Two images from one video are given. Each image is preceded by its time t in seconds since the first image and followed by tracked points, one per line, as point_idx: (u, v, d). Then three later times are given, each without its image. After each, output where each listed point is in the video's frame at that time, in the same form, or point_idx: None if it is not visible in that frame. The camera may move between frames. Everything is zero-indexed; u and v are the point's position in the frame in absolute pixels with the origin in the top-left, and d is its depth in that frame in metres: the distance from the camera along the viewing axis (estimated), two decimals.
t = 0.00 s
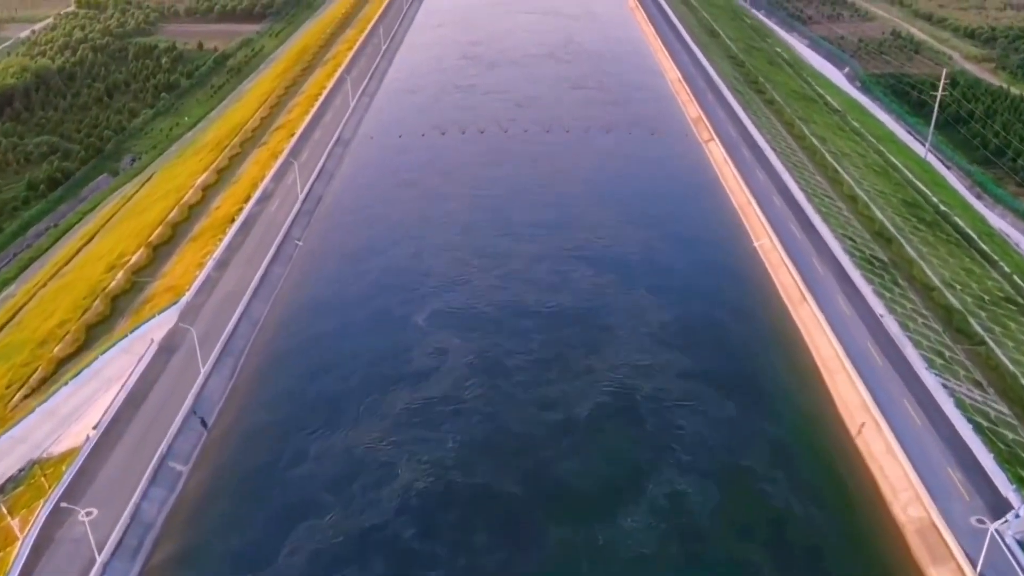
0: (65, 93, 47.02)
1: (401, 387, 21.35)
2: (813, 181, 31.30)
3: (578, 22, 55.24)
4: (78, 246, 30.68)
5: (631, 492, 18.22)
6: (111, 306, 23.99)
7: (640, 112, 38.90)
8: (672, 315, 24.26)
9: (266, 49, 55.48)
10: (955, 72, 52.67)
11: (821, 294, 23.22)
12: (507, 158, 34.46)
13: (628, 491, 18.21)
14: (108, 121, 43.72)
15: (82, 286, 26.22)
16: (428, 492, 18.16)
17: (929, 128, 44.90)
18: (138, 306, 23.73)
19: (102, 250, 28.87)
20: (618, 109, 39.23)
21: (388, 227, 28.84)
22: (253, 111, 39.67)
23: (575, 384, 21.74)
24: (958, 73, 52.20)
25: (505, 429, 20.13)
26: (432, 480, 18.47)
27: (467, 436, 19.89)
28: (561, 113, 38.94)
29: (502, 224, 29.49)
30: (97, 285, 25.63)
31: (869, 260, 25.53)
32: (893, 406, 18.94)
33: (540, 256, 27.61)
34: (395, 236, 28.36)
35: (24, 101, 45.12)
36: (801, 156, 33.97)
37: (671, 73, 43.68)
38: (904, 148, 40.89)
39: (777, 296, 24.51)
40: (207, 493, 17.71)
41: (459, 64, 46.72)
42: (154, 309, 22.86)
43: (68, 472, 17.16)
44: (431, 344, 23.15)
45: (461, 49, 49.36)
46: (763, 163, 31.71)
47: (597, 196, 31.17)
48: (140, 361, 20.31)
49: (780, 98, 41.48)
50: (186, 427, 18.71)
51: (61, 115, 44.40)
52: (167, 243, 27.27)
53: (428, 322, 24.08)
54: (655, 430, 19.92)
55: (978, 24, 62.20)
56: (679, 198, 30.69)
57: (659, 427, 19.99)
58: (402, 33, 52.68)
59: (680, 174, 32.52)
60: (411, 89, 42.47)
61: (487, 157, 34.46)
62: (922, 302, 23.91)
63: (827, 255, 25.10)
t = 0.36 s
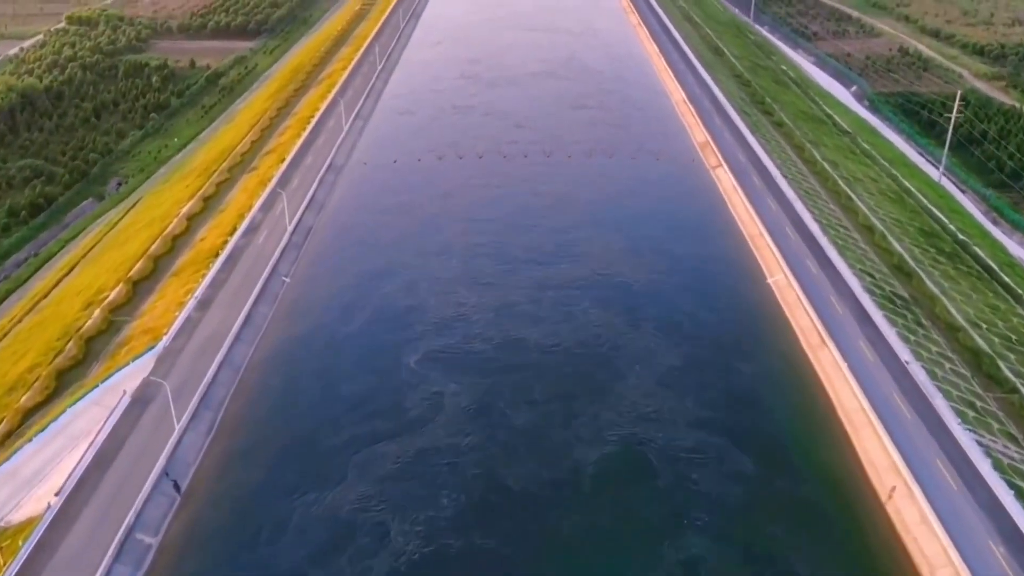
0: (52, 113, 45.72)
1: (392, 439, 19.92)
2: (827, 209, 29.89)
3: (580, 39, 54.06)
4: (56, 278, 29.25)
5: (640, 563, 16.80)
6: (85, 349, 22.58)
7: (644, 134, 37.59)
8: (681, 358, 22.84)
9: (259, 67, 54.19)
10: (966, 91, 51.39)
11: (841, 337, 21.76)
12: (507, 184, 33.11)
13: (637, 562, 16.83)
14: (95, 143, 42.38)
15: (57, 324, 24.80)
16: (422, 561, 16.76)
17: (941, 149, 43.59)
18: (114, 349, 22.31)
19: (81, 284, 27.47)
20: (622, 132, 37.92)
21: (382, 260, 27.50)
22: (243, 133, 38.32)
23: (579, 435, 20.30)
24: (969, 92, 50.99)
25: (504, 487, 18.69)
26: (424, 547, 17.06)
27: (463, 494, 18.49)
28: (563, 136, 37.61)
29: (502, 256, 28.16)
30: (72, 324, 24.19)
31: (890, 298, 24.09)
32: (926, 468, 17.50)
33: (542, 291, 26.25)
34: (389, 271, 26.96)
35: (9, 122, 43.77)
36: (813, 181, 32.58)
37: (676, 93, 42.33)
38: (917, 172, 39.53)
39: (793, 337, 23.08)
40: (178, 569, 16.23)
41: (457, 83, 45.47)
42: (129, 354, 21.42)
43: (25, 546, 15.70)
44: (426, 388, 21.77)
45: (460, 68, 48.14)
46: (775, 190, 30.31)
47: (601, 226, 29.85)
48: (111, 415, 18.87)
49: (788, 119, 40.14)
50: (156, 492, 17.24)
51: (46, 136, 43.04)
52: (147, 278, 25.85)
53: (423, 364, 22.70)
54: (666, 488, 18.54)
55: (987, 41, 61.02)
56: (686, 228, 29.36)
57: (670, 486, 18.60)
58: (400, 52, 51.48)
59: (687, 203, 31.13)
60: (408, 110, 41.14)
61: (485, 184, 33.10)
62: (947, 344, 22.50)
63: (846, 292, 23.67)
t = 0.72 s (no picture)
0: (38, 140, 44.36)
1: (382, 503, 18.48)
2: (842, 246, 28.46)
3: (581, 63, 52.86)
4: (33, 317, 27.79)
5: None
6: (56, 401, 21.10)
7: (648, 163, 36.26)
8: (692, 409, 21.41)
9: (253, 92, 52.92)
10: (977, 117, 50.15)
11: (865, 392, 20.34)
12: (506, 217, 31.76)
13: None
14: (81, 171, 41.02)
15: (29, 371, 23.33)
16: None
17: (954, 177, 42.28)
18: (86, 403, 20.85)
19: (57, 327, 26.01)
20: (625, 161, 36.59)
21: (374, 301, 26.09)
22: (233, 162, 36.96)
23: (584, 496, 18.86)
24: (980, 118, 49.76)
25: (503, 558, 17.26)
26: None
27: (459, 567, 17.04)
28: (565, 165, 36.28)
29: (501, 295, 26.74)
30: (44, 371, 22.73)
31: (913, 345, 22.63)
32: (966, 548, 16.07)
33: (543, 334, 24.84)
34: (381, 313, 25.56)
35: None
36: (826, 215, 31.18)
37: (681, 121, 40.99)
38: (931, 202, 38.15)
39: (813, 389, 21.64)
40: None
41: (455, 108, 44.20)
42: (100, 410, 19.97)
43: None
44: (420, 444, 20.33)
45: (458, 93, 46.88)
46: (787, 225, 28.90)
47: (605, 262, 28.46)
48: (75, 483, 17.38)
49: (797, 147, 38.79)
50: (121, 574, 15.79)
51: (31, 164, 41.67)
52: (126, 322, 24.41)
53: (416, 417, 21.27)
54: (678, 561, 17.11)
55: (996, 64, 59.86)
56: (694, 265, 27.96)
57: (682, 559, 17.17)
58: (396, 76, 50.28)
59: (694, 238, 29.73)
60: (404, 138, 39.85)
61: (484, 216, 31.75)
62: (977, 397, 21.06)
63: (869, 341, 22.24)
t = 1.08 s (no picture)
0: (23, 169, 42.96)
1: None
2: (861, 286, 26.99)
3: (582, 89, 51.65)
4: (5, 361, 26.31)
5: None
6: (21, 461, 19.58)
7: (653, 196, 34.88)
8: (706, 468, 19.90)
9: (247, 119, 51.65)
10: (989, 144, 48.89)
11: (896, 455, 18.86)
12: (506, 253, 30.36)
13: None
14: (66, 203, 39.60)
15: None
16: None
17: (968, 208, 40.95)
18: (52, 465, 19.35)
19: (29, 374, 24.50)
20: (629, 193, 35.21)
21: (366, 347, 24.61)
22: (222, 195, 35.55)
23: (590, 568, 17.35)
24: (992, 145, 48.52)
25: None
26: None
27: None
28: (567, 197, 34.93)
29: (501, 340, 25.24)
30: (11, 426, 21.23)
31: (942, 399, 21.12)
32: None
33: (546, 382, 23.33)
34: (373, 359, 24.09)
35: None
36: (841, 252, 29.74)
37: (687, 151, 39.64)
38: (948, 235, 36.75)
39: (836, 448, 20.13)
40: None
41: (454, 137, 42.88)
42: (66, 475, 18.47)
43: None
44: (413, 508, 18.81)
45: (456, 121, 45.61)
46: (802, 264, 27.42)
47: (610, 304, 27.01)
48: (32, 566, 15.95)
49: (809, 179, 37.41)
50: None
51: (14, 194, 40.25)
52: (101, 371, 22.91)
53: (409, 477, 19.76)
54: None
55: (1005, 89, 58.71)
56: (704, 307, 26.51)
57: None
58: (393, 103, 49.04)
59: (703, 277, 28.29)
60: (400, 169, 38.51)
61: (482, 254, 30.33)
62: (1014, 457, 19.56)
63: (895, 395, 20.77)
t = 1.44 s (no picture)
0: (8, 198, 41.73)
1: None
2: (879, 326, 25.67)
3: (584, 114, 50.52)
4: None
5: None
6: None
7: (659, 228, 33.61)
8: (721, 530, 18.51)
9: (241, 145, 50.48)
10: (1001, 171, 47.77)
11: (929, 521, 17.49)
12: (506, 289, 29.02)
13: None
14: (51, 233, 38.33)
15: None
16: None
17: (983, 239, 39.77)
18: (17, 530, 17.96)
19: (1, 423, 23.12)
20: (634, 225, 33.94)
21: (357, 393, 23.26)
22: (211, 227, 34.28)
23: None
24: (1004, 173, 47.39)
25: None
26: None
27: None
28: (569, 228, 33.64)
29: (501, 384, 23.87)
30: None
31: (974, 456, 19.76)
32: None
33: (549, 431, 21.95)
34: (365, 407, 22.72)
35: None
36: (856, 289, 28.43)
37: (693, 181, 38.38)
38: (963, 268, 35.49)
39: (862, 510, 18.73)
40: None
41: (453, 165, 41.68)
42: (31, 545, 17.07)
43: None
44: None
45: (454, 147, 44.43)
46: (817, 304, 26.10)
47: (615, 344, 25.65)
48: None
49: (818, 209, 36.17)
50: None
51: None
52: (75, 422, 21.53)
53: (401, 541, 18.37)
54: None
55: (1014, 114, 57.64)
56: (714, 349, 25.17)
57: None
58: (390, 129, 47.91)
59: (714, 317, 26.92)
60: (396, 199, 37.23)
61: (481, 289, 29.00)
62: None
63: (924, 452, 19.41)
